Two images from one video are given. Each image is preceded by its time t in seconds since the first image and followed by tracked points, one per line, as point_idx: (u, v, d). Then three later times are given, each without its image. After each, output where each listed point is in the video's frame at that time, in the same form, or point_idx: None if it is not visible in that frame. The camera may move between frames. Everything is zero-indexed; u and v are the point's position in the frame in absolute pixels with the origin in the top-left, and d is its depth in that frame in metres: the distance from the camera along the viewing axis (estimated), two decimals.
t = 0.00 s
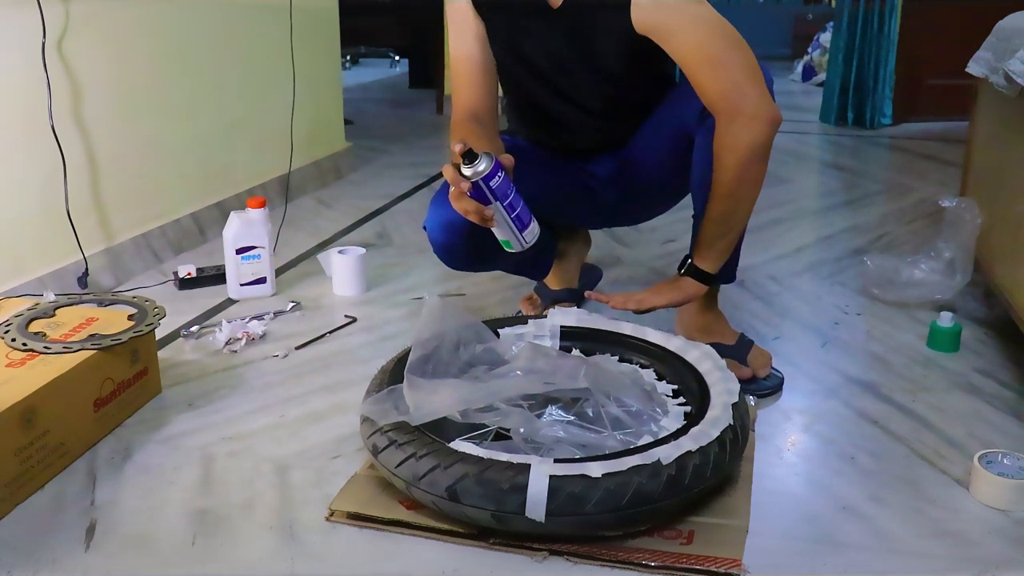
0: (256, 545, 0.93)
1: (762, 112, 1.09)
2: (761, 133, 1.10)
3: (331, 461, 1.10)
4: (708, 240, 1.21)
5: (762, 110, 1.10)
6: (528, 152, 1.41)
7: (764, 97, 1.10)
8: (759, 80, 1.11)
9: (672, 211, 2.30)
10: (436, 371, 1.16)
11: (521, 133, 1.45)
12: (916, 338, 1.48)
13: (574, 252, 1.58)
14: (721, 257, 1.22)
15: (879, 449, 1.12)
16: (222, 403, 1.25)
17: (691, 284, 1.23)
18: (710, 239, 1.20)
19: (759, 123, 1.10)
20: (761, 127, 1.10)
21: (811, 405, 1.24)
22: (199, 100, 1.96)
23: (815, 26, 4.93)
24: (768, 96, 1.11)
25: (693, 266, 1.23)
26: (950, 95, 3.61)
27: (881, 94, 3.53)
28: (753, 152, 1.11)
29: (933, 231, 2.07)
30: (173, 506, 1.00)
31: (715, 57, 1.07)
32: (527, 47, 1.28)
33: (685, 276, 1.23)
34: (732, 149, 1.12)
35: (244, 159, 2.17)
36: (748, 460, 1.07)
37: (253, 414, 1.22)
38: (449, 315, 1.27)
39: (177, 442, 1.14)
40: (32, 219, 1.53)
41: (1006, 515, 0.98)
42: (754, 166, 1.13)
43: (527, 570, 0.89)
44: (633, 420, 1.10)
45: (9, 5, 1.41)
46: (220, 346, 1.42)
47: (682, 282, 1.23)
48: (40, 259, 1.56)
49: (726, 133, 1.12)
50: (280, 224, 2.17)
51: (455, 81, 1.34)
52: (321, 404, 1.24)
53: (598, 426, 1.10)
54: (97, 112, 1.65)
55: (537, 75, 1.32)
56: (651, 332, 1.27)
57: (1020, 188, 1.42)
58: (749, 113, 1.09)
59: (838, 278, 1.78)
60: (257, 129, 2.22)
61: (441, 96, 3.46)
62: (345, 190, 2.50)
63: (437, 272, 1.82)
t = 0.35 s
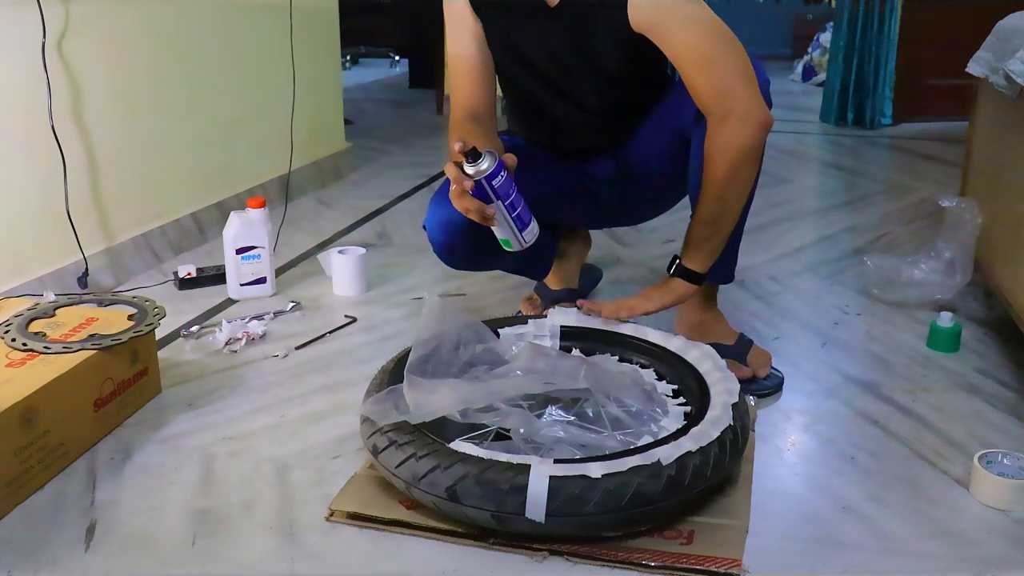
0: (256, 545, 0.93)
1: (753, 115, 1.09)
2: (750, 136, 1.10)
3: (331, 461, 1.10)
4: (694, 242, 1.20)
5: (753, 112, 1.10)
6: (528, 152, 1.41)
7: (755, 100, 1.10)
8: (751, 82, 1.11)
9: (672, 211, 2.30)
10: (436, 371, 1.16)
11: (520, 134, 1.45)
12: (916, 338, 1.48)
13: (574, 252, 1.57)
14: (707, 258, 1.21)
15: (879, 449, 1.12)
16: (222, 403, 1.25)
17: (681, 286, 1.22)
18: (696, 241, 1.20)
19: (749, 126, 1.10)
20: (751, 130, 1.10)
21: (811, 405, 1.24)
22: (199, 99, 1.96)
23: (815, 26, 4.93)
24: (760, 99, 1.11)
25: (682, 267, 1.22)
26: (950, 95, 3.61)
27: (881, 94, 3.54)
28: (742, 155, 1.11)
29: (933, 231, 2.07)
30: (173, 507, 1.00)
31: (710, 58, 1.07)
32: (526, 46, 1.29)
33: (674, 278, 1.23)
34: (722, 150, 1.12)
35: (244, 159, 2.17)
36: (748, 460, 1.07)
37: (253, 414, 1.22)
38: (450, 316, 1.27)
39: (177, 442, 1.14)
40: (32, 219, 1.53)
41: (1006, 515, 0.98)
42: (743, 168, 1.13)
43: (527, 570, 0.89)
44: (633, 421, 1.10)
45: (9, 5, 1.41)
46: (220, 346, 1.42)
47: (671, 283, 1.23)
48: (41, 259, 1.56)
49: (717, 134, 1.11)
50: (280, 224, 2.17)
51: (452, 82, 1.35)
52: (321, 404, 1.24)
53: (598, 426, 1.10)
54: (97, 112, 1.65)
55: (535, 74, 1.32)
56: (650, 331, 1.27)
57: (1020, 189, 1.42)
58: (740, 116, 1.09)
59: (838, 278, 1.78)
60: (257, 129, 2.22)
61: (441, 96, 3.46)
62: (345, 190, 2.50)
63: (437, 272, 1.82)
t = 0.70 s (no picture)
0: (256, 545, 0.93)
1: (752, 114, 1.09)
2: (748, 136, 1.10)
3: (331, 461, 1.10)
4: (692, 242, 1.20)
5: (751, 112, 1.10)
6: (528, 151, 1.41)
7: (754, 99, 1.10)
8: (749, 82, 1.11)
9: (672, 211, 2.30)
10: (436, 371, 1.16)
11: (520, 133, 1.45)
12: (916, 338, 1.48)
13: (575, 253, 1.57)
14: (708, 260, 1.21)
15: (879, 448, 1.12)
16: (222, 403, 1.25)
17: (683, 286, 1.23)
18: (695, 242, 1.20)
19: (747, 126, 1.10)
20: (749, 130, 1.10)
21: (811, 405, 1.24)
22: (199, 99, 1.96)
23: (815, 26, 4.93)
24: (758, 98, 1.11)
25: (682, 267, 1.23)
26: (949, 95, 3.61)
27: (881, 94, 3.54)
28: (740, 155, 1.11)
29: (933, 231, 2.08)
30: (173, 507, 1.00)
31: (708, 58, 1.07)
32: (526, 46, 1.29)
33: (674, 278, 1.23)
34: (722, 150, 1.12)
35: (244, 159, 2.17)
36: (748, 460, 1.07)
37: (253, 414, 1.22)
38: (450, 316, 1.27)
39: (177, 442, 1.14)
40: (32, 219, 1.53)
41: (1006, 515, 0.98)
42: (743, 168, 1.13)
43: (527, 570, 0.89)
44: (633, 420, 1.10)
45: (10, 5, 1.41)
46: (220, 346, 1.42)
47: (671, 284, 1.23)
48: (41, 259, 1.56)
49: (716, 134, 1.11)
50: (280, 224, 2.17)
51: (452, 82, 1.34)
52: (321, 404, 1.24)
53: (598, 425, 1.10)
54: (97, 112, 1.65)
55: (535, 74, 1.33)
56: (650, 331, 1.27)
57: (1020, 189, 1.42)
58: (739, 116, 1.09)
59: (838, 278, 1.78)
60: (257, 128, 2.22)
61: (441, 96, 3.46)
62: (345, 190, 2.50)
63: (437, 272, 1.82)
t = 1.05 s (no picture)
0: (256, 545, 0.93)
1: (753, 114, 1.09)
2: (748, 136, 1.10)
3: (331, 461, 1.10)
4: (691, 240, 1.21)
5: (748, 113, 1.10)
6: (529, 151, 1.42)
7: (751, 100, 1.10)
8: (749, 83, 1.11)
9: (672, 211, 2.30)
10: (436, 371, 1.16)
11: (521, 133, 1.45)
12: (916, 338, 1.48)
13: (575, 253, 1.57)
14: (707, 254, 1.20)
15: (879, 448, 1.12)
16: (222, 403, 1.25)
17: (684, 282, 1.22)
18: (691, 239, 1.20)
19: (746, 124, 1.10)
20: (749, 130, 1.10)
21: (811, 405, 1.24)
22: (199, 99, 1.96)
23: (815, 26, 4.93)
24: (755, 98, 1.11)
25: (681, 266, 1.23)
26: (949, 95, 3.61)
27: (881, 94, 3.53)
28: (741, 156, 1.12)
29: (933, 231, 2.08)
30: (173, 507, 1.00)
31: (709, 58, 1.07)
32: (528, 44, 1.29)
33: (674, 277, 1.23)
34: (723, 149, 1.12)
35: (244, 159, 2.17)
36: (748, 460, 1.07)
37: (253, 414, 1.22)
38: (450, 316, 1.27)
39: (177, 442, 1.14)
40: (31, 219, 1.53)
41: (1006, 515, 0.98)
42: (743, 168, 1.13)
43: (527, 570, 0.89)
44: (633, 420, 1.10)
45: (10, 5, 1.41)
46: (220, 346, 1.42)
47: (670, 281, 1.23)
48: (40, 259, 1.56)
49: (716, 134, 1.11)
50: (280, 224, 2.17)
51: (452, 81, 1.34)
52: (321, 404, 1.24)
53: (598, 425, 1.10)
54: (97, 111, 1.65)
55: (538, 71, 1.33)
56: (650, 331, 1.27)
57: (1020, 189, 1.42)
58: (739, 115, 1.09)
59: (838, 278, 1.78)
60: (257, 128, 2.22)
61: (441, 96, 3.46)
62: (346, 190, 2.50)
63: (437, 272, 1.82)
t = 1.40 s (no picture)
0: (256, 545, 0.93)
1: (758, 109, 1.09)
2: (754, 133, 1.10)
3: (331, 461, 1.10)
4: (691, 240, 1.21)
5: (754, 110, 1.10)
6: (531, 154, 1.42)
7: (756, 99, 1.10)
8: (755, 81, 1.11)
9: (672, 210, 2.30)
10: (435, 372, 1.16)
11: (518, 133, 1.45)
12: (916, 338, 1.48)
13: (574, 252, 1.57)
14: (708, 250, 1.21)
15: (879, 448, 1.12)
16: (222, 403, 1.25)
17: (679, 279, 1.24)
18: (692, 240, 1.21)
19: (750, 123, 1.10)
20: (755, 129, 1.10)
21: (811, 405, 1.24)
22: (200, 99, 1.96)
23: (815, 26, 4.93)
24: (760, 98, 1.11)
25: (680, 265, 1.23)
26: (949, 95, 3.61)
27: (881, 94, 3.53)
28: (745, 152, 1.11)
29: (933, 231, 2.08)
30: (173, 506, 1.00)
31: (713, 56, 1.07)
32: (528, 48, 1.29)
33: (674, 273, 1.23)
34: (726, 146, 1.12)
35: (244, 159, 2.17)
36: (748, 460, 1.07)
37: (253, 414, 1.22)
38: (449, 317, 1.27)
39: (177, 442, 1.14)
40: (31, 219, 1.53)
41: (1006, 515, 0.98)
42: (745, 164, 1.13)
43: (526, 570, 0.89)
44: (633, 420, 1.10)
45: (10, 5, 1.41)
46: (220, 346, 1.42)
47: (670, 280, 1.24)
48: (40, 259, 1.56)
49: (720, 131, 1.11)
50: (280, 224, 2.17)
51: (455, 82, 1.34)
52: (321, 404, 1.24)
53: (598, 425, 1.10)
54: (98, 111, 1.65)
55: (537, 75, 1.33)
56: (650, 331, 1.27)
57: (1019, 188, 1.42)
58: (744, 112, 1.09)
59: (838, 278, 1.78)
60: (258, 128, 2.22)
61: (441, 96, 3.46)
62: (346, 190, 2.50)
63: (437, 272, 1.82)
